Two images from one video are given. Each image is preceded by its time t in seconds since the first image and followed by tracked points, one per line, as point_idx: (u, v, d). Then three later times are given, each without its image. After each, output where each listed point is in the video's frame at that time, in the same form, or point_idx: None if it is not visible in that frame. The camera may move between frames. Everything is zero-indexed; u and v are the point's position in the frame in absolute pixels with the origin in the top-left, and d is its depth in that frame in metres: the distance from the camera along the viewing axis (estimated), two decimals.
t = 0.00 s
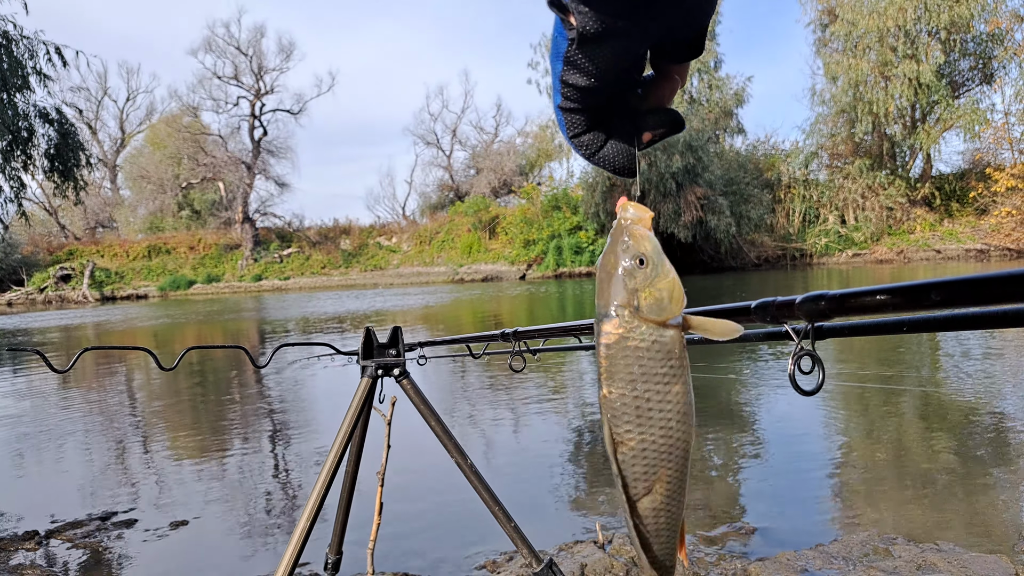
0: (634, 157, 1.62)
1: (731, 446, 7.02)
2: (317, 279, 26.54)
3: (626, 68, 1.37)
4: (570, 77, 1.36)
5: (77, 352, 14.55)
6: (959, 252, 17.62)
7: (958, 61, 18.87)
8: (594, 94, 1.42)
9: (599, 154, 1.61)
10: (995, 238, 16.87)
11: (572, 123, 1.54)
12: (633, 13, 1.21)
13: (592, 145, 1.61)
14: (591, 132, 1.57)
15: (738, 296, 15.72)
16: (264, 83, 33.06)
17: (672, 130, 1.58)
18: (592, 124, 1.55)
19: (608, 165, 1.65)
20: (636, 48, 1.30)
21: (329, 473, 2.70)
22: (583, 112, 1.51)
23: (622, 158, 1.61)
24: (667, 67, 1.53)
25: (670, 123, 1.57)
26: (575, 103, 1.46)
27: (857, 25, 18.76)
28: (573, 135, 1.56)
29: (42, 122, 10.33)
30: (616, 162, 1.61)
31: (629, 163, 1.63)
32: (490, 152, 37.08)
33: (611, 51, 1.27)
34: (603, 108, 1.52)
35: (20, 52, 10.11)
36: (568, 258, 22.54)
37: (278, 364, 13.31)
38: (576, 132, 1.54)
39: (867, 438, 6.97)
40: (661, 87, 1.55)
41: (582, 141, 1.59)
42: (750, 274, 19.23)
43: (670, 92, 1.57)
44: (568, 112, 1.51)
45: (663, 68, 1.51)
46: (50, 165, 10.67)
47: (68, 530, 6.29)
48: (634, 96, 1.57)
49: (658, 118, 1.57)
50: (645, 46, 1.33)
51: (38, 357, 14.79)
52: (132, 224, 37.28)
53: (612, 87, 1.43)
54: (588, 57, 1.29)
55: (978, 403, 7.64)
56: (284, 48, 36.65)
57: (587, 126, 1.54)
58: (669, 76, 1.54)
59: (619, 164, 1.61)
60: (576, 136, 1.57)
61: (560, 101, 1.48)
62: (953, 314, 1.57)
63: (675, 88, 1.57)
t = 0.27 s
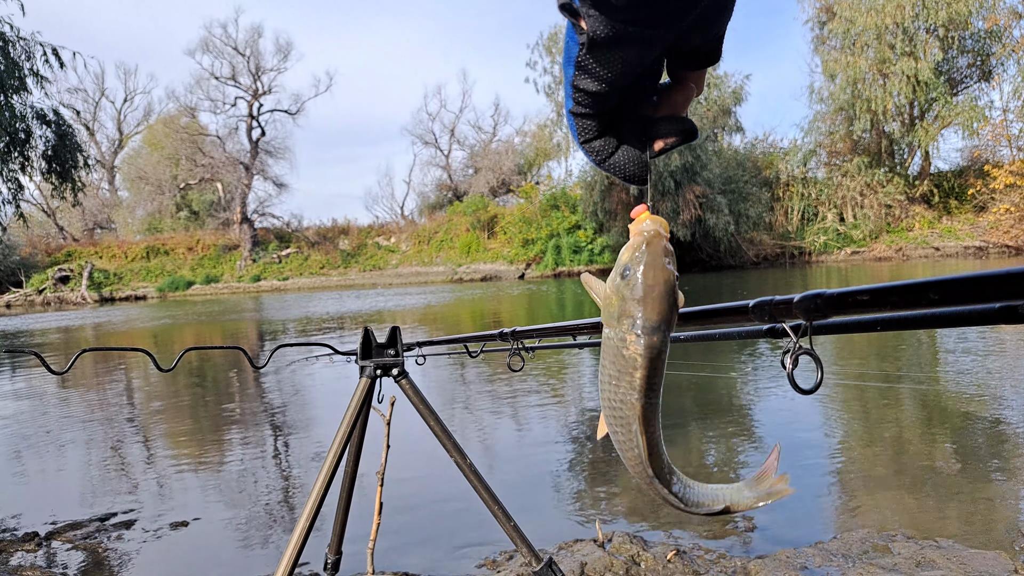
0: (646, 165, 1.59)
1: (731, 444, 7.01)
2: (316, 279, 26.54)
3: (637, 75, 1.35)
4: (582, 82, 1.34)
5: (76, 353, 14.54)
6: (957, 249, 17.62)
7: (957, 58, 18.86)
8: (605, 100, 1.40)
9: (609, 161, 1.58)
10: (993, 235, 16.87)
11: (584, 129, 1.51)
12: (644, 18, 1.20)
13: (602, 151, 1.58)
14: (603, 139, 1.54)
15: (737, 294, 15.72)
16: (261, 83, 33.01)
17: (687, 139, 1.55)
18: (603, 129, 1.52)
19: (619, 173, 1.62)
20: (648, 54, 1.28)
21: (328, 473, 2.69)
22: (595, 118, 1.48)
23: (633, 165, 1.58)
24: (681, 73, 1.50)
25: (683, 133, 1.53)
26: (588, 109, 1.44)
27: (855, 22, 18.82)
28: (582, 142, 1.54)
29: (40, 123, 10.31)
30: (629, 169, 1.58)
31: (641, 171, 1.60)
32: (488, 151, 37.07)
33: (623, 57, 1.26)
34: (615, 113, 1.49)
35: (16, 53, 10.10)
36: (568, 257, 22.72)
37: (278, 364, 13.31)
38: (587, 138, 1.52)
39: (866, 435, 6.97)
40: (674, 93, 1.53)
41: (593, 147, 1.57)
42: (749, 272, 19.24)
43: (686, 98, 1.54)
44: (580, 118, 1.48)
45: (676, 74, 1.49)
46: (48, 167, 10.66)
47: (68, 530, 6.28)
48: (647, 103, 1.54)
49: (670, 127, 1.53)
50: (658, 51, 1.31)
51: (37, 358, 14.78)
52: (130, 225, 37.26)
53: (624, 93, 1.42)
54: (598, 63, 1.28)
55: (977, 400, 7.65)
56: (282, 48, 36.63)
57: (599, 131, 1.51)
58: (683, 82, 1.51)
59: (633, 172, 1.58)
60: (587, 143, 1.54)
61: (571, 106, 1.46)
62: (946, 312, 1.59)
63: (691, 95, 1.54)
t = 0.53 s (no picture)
0: (665, 156, 1.58)
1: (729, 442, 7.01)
2: (314, 278, 26.53)
3: (654, 64, 1.34)
4: (599, 73, 1.32)
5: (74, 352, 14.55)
6: (955, 248, 17.61)
7: (955, 56, 18.83)
8: (622, 90, 1.39)
9: (627, 153, 1.55)
10: (991, 234, 16.84)
11: (603, 121, 1.50)
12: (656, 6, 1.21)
13: (620, 142, 1.55)
14: (623, 131, 1.53)
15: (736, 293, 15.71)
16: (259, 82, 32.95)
17: (706, 130, 1.54)
18: (622, 121, 1.51)
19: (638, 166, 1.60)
20: (663, 43, 1.28)
21: (326, 473, 2.69)
22: (612, 108, 1.46)
23: (652, 158, 1.56)
24: (699, 64, 1.49)
25: (700, 123, 1.52)
26: (604, 100, 1.42)
27: (854, 21, 18.88)
28: (603, 134, 1.53)
29: (37, 123, 10.29)
30: (649, 163, 1.56)
31: (660, 163, 1.59)
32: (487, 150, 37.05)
33: (639, 47, 1.25)
34: (633, 103, 1.48)
35: (13, 52, 10.09)
36: (567, 257, 22.93)
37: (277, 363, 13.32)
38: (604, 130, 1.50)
39: (865, 434, 6.97)
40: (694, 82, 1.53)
41: (609, 139, 1.55)
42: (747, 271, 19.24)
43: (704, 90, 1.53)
44: (597, 108, 1.47)
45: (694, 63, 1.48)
46: (45, 166, 10.65)
47: (67, 530, 6.28)
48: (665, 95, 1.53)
49: (690, 116, 1.52)
50: (673, 41, 1.31)
51: (35, 357, 14.78)
52: (129, 224, 37.25)
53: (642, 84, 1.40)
54: (615, 53, 1.27)
55: (976, 398, 7.65)
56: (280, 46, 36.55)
57: (617, 122, 1.50)
58: (702, 74, 1.51)
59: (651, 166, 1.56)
60: (606, 135, 1.53)
61: (588, 98, 1.44)
62: (946, 313, 1.58)
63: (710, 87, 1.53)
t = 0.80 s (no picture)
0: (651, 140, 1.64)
1: (728, 441, 7.02)
2: (313, 277, 26.54)
3: (643, 53, 1.37)
4: (588, 59, 1.35)
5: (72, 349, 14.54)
6: (954, 248, 17.62)
7: (954, 57, 18.84)
8: (611, 79, 1.42)
9: (616, 138, 1.63)
10: (990, 234, 16.84)
11: (592, 106, 1.54)
12: None
13: (610, 129, 1.62)
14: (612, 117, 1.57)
15: (735, 292, 15.72)
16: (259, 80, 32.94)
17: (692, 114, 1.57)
18: (612, 107, 1.55)
19: (623, 146, 1.63)
20: (652, 33, 1.31)
21: (326, 471, 2.69)
22: (602, 96, 1.50)
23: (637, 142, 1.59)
24: (687, 53, 1.52)
25: (689, 110, 1.56)
26: (594, 87, 1.45)
27: (854, 21, 18.83)
28: (591, 120, 1.57)
29: (37, 120, 10.28)
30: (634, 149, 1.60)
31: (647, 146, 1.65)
32: (486, 149, 37.09)
33: (630, 35, 1.28)
34: (624, 91, 1.51)
35: (13, 49, 10.08)
36: (566, 255, 22.57)
37: (275, 361, 13.34)
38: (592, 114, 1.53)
39: (863, 433, 6.99)
40: (684, 70, 1.55)
41: (600, 125, 1.60)
42: (746, 270, 19.25)
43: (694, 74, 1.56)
44: (586, 95, 1.50)
45: (684, 53, 1.51)
46: (45, 163, 10.64)
47: (65, 527, 6.27)
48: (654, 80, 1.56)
49: (678, 103, 1.56)
50: (662, 30, 1.33)
51: (33, 355, 14.76)
52: (127, 221, 37.22)
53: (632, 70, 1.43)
54: (604, 40, 1.29)
55: (974, 398, 7.68)
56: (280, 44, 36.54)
57: (606, 109, 1.55)
58: (690, 60, 1.53)
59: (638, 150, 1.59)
60: (595, 122, 1.57)
61: (578, 83, 1.46)
62: (943, 312, 1.58)
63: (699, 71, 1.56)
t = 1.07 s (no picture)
0: (641, 155, 1.59)
1: (726, 440, 7.03)
2: (311, 276, 26.53)
3: (631, 64, 1.36)
4: (575, 71, 1.33)
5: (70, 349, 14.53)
6: (952, 247, 17.64)
7: (952, 56, 18.86)
8: (598, 89, 1.40)
9: (604, 151, 1.56)
10: (988, 233, 16.86)
11: (578, 119, 1.50)
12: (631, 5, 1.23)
13: (597, 142, 1.58)
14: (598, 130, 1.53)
15: (733, 291, 15.73)
16: (257, 79, 32.93)
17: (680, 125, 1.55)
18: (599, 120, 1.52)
19: (613, 162, 1.61)
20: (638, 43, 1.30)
21: (323, 470, 2.69)
22: (589, 108, 1.47)
23: (628, 156, 1.57)
24: (676, 64, 1.50)
25: (676, 119, 1.55)
26: (581, 99, 1.43)
27: (851, 20, 18.76)
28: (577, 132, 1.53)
29: (35, 119, 10.25)
30: (626, 162, 1.57)
31: (635, 162, 1.60)
32: (484, 148, 37.10)
33: (614, 44, 1.27)
34: (611, 103, 1.49)
35: (11, 48, 10.06)
36: (564, 254, 22.38)
37: (273, 360, 13.34)
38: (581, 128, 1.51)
39: (862, 432, 7.00)
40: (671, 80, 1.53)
41: (587, 138, 1.56)
42: (744, 269, 19.27)
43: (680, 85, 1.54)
44: (573, 108, 1.47)
45: (672, 63, 1.48)
46: (43, 162, 10.61)
47: (62, 527, 6.26)
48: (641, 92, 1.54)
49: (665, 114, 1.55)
50: (649, 38, 1.32)
51: (31, 354, 14.75)
52: (125, 221, 37.20)
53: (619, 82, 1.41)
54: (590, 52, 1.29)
55: (971, 396, 7.69)
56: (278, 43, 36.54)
57: (594, 122, 1.52)
58: (679, 68, 1.50)
59: (628, 163, 1.57)
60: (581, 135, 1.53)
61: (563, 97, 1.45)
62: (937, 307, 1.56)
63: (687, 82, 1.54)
